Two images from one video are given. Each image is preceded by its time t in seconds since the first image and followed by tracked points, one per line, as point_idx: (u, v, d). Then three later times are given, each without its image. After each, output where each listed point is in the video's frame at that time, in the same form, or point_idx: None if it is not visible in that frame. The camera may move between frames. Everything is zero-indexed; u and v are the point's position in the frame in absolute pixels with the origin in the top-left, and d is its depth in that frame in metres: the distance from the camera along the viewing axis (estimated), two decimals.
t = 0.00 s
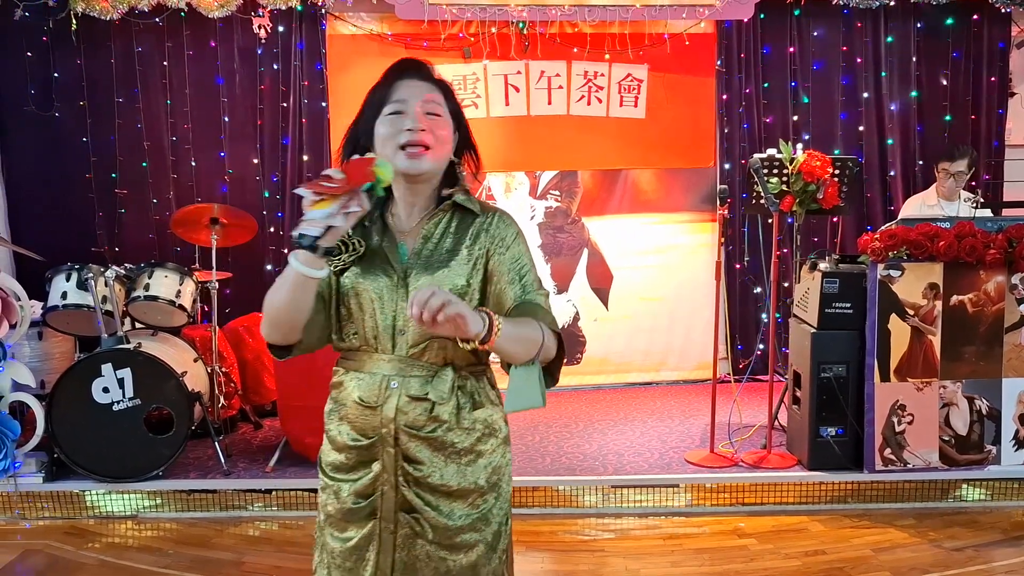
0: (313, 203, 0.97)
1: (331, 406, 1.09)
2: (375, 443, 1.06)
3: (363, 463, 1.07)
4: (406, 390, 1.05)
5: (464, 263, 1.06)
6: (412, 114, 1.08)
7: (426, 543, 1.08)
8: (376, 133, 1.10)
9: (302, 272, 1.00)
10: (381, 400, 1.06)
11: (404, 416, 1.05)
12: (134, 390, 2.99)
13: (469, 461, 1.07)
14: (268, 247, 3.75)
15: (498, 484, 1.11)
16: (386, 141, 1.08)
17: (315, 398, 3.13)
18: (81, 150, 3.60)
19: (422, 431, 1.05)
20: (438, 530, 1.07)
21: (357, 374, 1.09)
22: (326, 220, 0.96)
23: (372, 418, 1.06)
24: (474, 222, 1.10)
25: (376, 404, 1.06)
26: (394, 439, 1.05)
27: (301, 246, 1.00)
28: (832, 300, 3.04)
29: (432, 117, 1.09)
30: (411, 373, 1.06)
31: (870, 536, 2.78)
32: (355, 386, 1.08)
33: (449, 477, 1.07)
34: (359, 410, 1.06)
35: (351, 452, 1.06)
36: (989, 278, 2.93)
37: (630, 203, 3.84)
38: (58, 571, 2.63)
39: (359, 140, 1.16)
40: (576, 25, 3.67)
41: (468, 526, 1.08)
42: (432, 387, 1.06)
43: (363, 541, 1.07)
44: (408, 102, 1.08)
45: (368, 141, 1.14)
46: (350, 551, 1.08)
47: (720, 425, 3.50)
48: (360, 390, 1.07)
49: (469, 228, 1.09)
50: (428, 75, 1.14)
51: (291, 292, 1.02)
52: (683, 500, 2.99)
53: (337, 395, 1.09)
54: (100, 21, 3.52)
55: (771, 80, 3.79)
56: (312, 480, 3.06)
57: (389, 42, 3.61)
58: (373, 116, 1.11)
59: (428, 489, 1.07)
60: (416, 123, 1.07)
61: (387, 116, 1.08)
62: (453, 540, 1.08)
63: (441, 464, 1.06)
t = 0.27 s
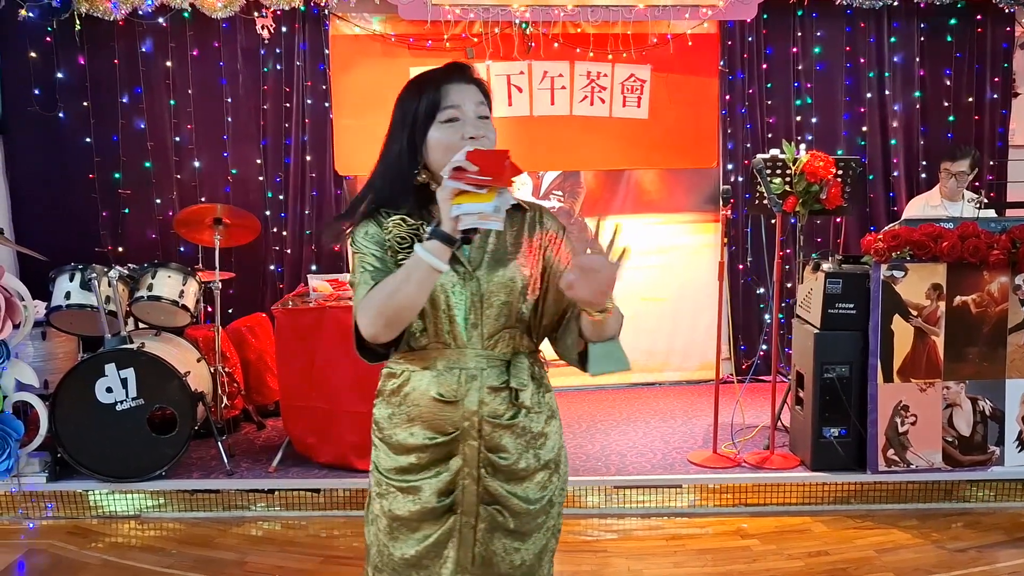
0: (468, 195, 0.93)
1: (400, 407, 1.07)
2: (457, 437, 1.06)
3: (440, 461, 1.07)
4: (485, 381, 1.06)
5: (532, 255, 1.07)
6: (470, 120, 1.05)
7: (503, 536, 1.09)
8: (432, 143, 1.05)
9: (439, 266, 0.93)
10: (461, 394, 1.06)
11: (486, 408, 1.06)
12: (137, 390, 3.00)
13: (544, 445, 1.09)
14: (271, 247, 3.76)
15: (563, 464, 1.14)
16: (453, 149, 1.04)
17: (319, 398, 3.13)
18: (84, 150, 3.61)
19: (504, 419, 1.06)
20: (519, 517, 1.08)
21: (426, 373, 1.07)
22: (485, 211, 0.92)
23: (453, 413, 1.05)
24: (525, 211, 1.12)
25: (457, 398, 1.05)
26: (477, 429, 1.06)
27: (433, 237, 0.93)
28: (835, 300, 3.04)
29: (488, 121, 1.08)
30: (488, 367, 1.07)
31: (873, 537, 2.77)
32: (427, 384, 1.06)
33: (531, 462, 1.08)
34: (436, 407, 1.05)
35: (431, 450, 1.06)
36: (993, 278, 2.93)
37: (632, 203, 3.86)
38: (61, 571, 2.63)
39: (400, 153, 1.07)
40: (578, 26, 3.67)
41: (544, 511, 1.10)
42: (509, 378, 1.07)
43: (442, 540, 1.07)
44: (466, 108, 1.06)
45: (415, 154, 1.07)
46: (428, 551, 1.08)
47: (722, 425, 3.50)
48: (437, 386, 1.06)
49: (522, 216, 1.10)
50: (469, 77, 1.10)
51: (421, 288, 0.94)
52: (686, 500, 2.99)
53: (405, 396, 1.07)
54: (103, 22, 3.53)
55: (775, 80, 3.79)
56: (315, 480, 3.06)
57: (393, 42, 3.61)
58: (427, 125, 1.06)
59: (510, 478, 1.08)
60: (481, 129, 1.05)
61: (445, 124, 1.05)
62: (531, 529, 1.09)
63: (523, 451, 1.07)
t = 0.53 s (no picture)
0: (545, 203, 1.05)
1: (452, 415, 1.21)
2: (517, 438, 1.22)
3: (495, 461, 1.23)
4: (540, 383, 1.23)
5: (568, 263, 1.26)
6: (508, 122, 1.20)
7: (556, 527, 1.26)
8: (471, 144, 1.20)
9: (514, 273, 1.03)
10: (519, 397, 1.21)
11: (543, 408, 1.22)
12: (142, 389, 3.00)
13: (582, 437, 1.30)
14: (276, 248, 3.76)
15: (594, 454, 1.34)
16: (491, 147, 1.18)
17: (323, 398, 3.13)
18: (89, 150, 3.62)
19: (556, 417, 1.24)
20: (569, 505, 1.27)
21: (483, 378, 1.21)
22: (565, 219, 1.04)
23: (513, 415, 1.21)
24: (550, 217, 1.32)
25: (516, 401, 1.21)
26: (535, 428, 1.22)
27: (508, 245, 1.04)
28: (839, 301, 3.03)
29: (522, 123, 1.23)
30: (536, 370, 1.23)
31: (877, 538, 2.77)
32: (485, 390, 1.20)
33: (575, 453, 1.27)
34: (494, 411, 1.20)
35: (493, 452, 1.21)
36: (997, 279, 2.92)
37: (635, 204, 3.87)
38: (66, 570, 2.63)
39: (439, 155, 1.22)
40: (583, 26, 3.67)
41: (586, 498, 1.30)
42: (554, 378, 1.25)
43: (503, 536, 1.23)
44: (503, 110, 1.21)
45: (454, 154, 1.22)
46: (491, 549, 1.23)
47: (726, 426, 3.50)
48: (497, 392, 1.20)
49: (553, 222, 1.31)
50: (504, 81, 1.25)
51: (496, 296, 1.03)
52: (690, 501, 2.99)
53: (462, 405, 1.21)
54: (109, 22, 3.54)
55: (779, 81, 3.79)
56: (319, 479, 3.06)
57: (397, 43, 3.62)
58: (466, 125, 1.20)
59: (562, 471, 1.26)
60: (515, 129, 1.20)
61: (483, 126, 1.20)
62: (575, 516, 1.28)
63: (571, 443, 1.26)
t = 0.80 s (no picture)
0: (580, 204, 1.09)
1: (479, 418, 1.19)
2: (547, 436, 1.22)
3: (523, 460, 1.23)
4: (563, 380, 1.24)
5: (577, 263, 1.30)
6: (526, 122, 1.21)
7: (580, 520, 1.28)
8: (488, 142, 1.20)
9: (549, 273, 1.05)
10: (547, 395, 1.21)
11: (567, 404, 1.24)
12: (146, 389, 3.01)
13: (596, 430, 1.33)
14: (279, 248, 3.77)
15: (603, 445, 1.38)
16: (508, 146, 1.19)
17: (326, 398, 3.13)
18: (94, 150, 3.62)
19: (578, 412, 1.27)
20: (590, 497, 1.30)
21: (510, 378, 1.20)
22: (601, 218, 1.08)
23: (542, 413, 1.21)
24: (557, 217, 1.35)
25: (544, 399, 1.21)
26: (561, 425, 1.23)
27: (545, 247, 1.06)
28: (843, 301, 3.03)
29: (539, 123, 1.24)
30: (559, 368, 1.24)
31: (882, 538, 2.76)
32: (514, 388, 1.19)
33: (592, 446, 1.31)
34: (524, 410, 1.19)
35: (524, 451, 1.20)
36: (1002, 279, 2.92)
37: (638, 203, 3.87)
38: (70, 569, 2.64)
39: (456, 152, 1.21)
40: (587, 26, 3.68)
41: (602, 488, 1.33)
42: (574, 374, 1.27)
43: (538, 535, 1.23)
44: (522, 109, 1.22)
45: (471, 152, 1.22)
46: (527, 549, 1.22)
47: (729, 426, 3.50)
48: (527, 390, 1.19)
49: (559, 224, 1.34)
50: (524, 80, 1.26)
51: (532, 298, 1.04)
52: (694, 501, 2.98)
53: (490, 405, 1.19)
54: (113, 22, 3.54)
55: (783, 81, 3.78)
56: (322, 479, 3.06)
57: (401, 43, 3.62)
58: (484, 123, 1.20)
59: (584, 464, 1.28)
60: (533, 130, 1.21)
61: (501, 125, 1.20)
62: (594, 507, 1.31)
63: (589, 436, 1.29)
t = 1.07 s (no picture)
0: (594, 202, 1.09)
1: (493, 420, 1.19)
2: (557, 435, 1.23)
3: (534, 460, 1.23)
4: (570, 380, 1.26)
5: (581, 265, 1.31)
6: (534, 123, 1.21)
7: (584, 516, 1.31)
8: (495, 140, 1.20)
9: (565, 274, 1.06)
10: (557, 396, 1.22)
11: (574, 404, 1.26)
12: (150, 388, 3.01)
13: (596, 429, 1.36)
14: (283, 248, 3.77)
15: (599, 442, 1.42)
16: (513, 145, 1.20)
17: (330, 398, 3.13)
18: (99, 150, 3.64)
19: (583, 411, 1.29)
20: (592, 493, 1.33)
21: (522, 379, 1.20)
22: (616, 216, 1.09)
23: (553, 414, 1.22)
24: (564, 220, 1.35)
25: (555, 399, 1.22)
26: (569, 424, 1.25)
27: (561, 247, 1.06)
28: (847, 301, 3.03)
29: (549, 125, 1.24)
30: (564, 369, 1.26)
31: (885, 539, 2.76)
32: (528, 389, 1.19)
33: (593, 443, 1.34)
34: (538, 411, 1.20)
35: (537, 451, 1.21)
36: (1006, 279, 2.91)
37: (641, 203, 3.87)
38: (75, 568, 2.64)
39: (464, 149, 1.22)
40: (590, 26, 3.68)
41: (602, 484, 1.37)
42: (578, 374, 1.30)
43: (551, 534, 1.24)
44: (532, 110, 1.22)
45: (478, 150, 1.22)
46: (540, 548, 1.23)
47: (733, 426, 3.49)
48: (539, 392, 1.20)
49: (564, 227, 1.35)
50: (538, 81, 1.26)
51: (549, 300, 1.05)
52: (697, 502, 2.98)
53: (503, 407, 1.19)
54: (118, 22, 3.55)
55: (786, 81, 3.78)
56: (326, 479, 3.06)
57: (405, 44, 3.62)
58: (491, 121, 1.21)
59: (587, 461, 1.31)
60: (541, 131, 1.22)
61: (508, 124, 1.21)
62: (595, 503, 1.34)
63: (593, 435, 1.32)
